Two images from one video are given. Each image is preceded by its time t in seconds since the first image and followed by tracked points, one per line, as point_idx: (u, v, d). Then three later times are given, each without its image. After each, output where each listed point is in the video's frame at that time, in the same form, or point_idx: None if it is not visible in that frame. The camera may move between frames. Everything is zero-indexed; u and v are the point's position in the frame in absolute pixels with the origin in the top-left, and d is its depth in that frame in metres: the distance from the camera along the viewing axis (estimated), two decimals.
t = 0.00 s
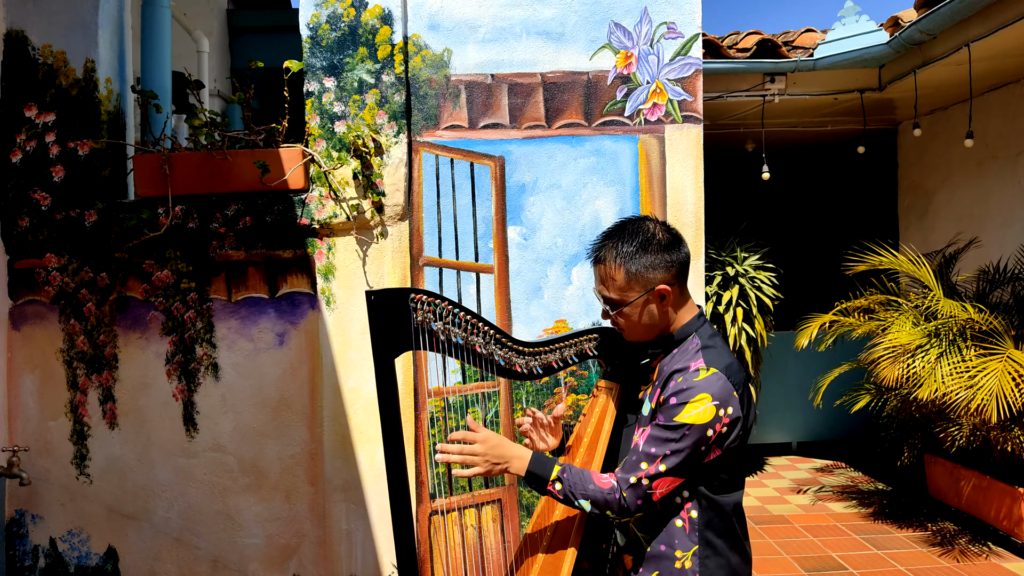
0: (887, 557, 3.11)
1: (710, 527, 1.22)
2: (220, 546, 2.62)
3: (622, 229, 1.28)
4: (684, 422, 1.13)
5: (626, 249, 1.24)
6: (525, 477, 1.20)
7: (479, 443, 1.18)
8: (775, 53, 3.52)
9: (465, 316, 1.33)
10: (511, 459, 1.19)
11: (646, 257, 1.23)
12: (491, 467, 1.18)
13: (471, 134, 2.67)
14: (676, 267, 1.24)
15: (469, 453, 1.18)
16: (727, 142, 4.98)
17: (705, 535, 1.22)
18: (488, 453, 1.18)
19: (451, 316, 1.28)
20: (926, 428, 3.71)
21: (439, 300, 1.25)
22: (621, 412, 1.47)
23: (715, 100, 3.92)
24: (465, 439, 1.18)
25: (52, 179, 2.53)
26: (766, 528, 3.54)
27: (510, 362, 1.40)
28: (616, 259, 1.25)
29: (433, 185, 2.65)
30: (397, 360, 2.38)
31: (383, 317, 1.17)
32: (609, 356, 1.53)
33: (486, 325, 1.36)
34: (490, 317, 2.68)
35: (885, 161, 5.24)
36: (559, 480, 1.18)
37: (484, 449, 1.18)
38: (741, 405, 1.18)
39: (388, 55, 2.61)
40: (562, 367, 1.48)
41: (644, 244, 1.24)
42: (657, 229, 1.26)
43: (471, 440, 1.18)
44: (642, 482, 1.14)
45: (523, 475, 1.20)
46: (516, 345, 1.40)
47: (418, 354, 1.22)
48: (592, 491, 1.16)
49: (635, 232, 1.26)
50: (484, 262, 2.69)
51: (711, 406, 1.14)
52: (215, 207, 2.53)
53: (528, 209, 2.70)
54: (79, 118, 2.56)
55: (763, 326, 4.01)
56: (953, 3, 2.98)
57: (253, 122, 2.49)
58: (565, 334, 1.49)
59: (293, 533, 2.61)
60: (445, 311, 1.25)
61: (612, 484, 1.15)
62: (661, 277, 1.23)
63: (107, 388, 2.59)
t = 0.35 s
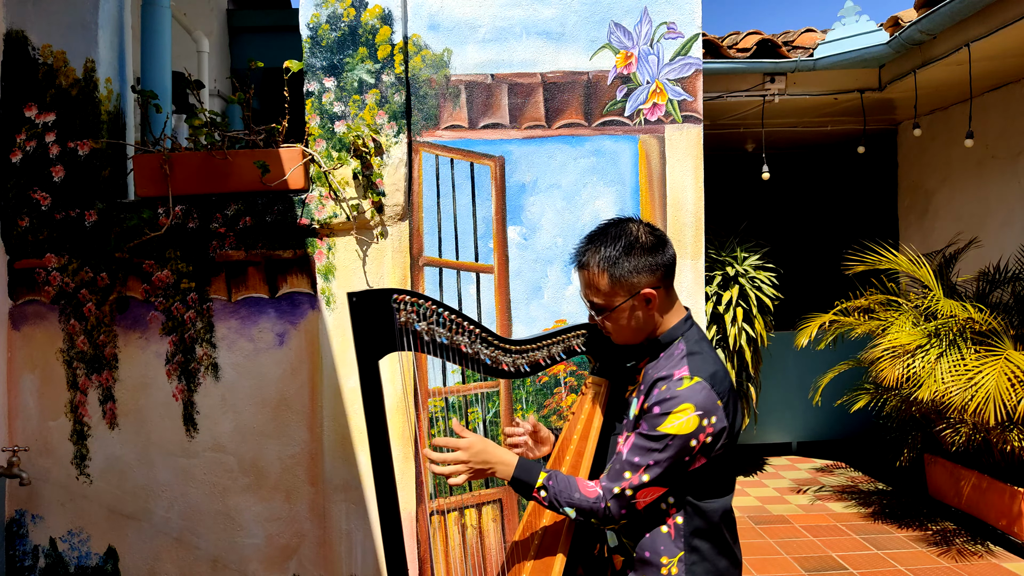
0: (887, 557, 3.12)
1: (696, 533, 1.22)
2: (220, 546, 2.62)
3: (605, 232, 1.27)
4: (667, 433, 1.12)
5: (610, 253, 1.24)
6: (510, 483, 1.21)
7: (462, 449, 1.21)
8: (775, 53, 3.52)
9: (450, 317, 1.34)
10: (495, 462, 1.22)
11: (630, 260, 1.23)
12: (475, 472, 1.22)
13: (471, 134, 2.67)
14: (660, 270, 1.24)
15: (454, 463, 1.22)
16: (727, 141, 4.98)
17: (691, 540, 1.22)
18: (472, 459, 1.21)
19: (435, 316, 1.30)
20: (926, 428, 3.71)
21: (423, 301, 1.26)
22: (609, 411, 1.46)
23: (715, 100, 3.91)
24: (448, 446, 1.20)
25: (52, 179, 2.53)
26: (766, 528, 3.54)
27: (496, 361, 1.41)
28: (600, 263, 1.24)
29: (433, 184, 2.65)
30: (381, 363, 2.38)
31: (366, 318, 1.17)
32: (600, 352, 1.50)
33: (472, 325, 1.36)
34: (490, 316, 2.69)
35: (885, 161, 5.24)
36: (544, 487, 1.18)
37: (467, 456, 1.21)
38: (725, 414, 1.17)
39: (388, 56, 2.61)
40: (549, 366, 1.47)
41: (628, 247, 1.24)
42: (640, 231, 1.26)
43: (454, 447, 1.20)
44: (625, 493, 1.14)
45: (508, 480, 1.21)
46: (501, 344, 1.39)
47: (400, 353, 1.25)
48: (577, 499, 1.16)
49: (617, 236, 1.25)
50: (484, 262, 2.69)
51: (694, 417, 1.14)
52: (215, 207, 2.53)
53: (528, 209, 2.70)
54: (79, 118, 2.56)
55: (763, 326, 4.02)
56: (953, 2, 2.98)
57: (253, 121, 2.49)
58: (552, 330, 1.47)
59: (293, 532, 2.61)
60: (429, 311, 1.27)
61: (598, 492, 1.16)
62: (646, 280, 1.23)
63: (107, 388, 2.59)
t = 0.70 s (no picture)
0: (887, 557, 3.11)
1: (695, 533, 1.21)
2: (220, 546, 2.62)
3: (607, 229, 1.27)
4: (664, 434, 1.12)
5: (611, 249, 1.24)
6: (513, 484, 1.22)
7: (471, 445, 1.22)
8: (775, 53, 3.52)
9: (446, 317, 1.33)
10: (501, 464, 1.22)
11: (632, 257, 1.22)
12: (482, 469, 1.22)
13: (471, 134, 2.67)
14: (661, 267, 1.24)
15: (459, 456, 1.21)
16: (727, 142, 4.98)
17: (690, 540, 1.21)
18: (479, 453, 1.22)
19: (431, 316, 1.29)
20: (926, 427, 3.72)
21: (419, 301, 1.26)
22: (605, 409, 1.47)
23: (715, 100, 3.91)
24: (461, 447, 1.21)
25: (52, 179, 2.53)
26: (766, 528, 3.54)
27: (494, 361, 1.40)
28: (602, 260, 1.24)
29: (433, 184, 2.65)
30: (381, 363, 2.38)
31: (363, 319, 1.17)
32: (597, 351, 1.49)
33: (469, 325, 1.35)
34: (490, 317, 2.68)
35: (885, 161, 5.24)
36: (548, 487, 1.20)
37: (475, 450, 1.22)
38: (721, 412, 1.17)
39: (388, 55, 2.61)
40: (547, 365, 1.47)
41: (629, 244, 1.23)
42: (642, 227, 1.26)
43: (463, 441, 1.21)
44: (625, 495, 1.14)
45: (513, 482, 1.22)
46: (499, 344, 1.39)
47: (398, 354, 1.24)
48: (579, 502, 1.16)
49: (620, 232, 1.25)
50: (484, 262, 2.69)
51: (691, 416, 1.13)
52: (215, 207, 2.53)
53: (528, 209, 2.70)
54: (79, 118, 2.56)
55: (763, 326, 4.02)
56: (953, 2, 2.98)
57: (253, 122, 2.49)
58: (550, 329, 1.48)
59: (293, 532, 2.61)
60: (425, 311, 1.26)
61: (599, 495, 1.16)
62: (647, 277, 1.23)
63: (107, 388, 2.59)
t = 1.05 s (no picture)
0: (887, 557, 3.11)
1: (704, 532, 1.22)
2: (220, 546, 2.62)
3: (608, 231, 1.27)
4: (675, 432, 1.12)
5: (612, 251, 1.24)
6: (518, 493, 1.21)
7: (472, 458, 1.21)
8: (775, 53, 3.52)
9: (454, 317, 1.33)
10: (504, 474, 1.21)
11: (632, 259, 1.22)
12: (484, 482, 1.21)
13: (471, 134, 2.67)
14: (663, 268, 1.23)
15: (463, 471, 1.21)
16: (727, 141, 4.98)
17: (699, 539, 1.22)
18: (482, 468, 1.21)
19: (439, 316, 1.28)
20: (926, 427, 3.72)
21: (427, 301, 1.25)
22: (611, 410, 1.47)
23: (716, 100, 3.91)
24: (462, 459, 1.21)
25: (52, 179, 2.53)
26: (766, 528, 3.54)
27: (499, 361, 1.40)
28: (603, 263, 1.24)
29: (433, 184, 2.65)
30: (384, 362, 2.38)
31: (371, 318, 1.17)
32: (602, 352, 1.50)
33: (475, 325, 1.36)
34: (490, 317, 2.68)
35: (885, 161, 5.24)
36: (553, 495, 1.19)
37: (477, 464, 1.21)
38: (731, 411, 1.17)
39: (388, 55, 2.61)
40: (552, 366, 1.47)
41: (629, 246, 1.23)
42: (643, 229, 1.26)
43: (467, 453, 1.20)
44: (635, 495, 1.13)
45: (517, 492, 1.21)
46: (505, 344, 1.39)
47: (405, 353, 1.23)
48: (587, 505, 1.16)
49: (621, 234, 1.25)
50: (484, 263, 2.69)
51: (701, 415, 1.14)
52: (215, 207, 2.53)
53: (528, 209, 2.70)
54: (79, 118, 2.56)
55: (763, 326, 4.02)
56: (953, 2, 2.98)
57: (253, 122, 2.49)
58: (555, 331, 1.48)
59: (293, 532, 2.62)
60: (433, 311, 1.26)
61: (608, 496, 1.16)
62: (649, 278, 1.22)
63: (107, 388, 2.59)
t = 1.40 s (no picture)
0: (887, 557, 3.11)
1: (710, 531, 1.22)
2: (220, 546, 2.62)
3: (617, 230, 1.27)
4: (681, 433, 1.12)
5: (622, 250, 1.24)
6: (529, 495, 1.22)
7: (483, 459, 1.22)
8: (775, 53, 3.52)
9: (460, 317, 1.33)
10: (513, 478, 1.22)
11: (641, 257, 1.22)
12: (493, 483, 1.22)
13: (471, 134, 2.67)
14: (672, 267, 1.23)
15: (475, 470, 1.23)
16: (727, 141, 4.98)
17: (705, 538, 1.21)
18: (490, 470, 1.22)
19: (447, 316, 1.28)
20: (926, 425, 3.72)
21: (437, 300, 1.25)
22: (617, 412, 1.47)
23: (716, 100, 3.91)
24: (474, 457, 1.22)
25: (52, 179, 2.53)
26: (766, 528, 3.54)
27: (506, 362, 1.40)
28: (613, 261, 1.24)
29: (433, 184, 2.65)
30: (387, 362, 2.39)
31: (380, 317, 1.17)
32: (607, 354, 1.51)
33: (483, 325, 1.35)
34: (490, 317, 2.68)
35: (885, 161, 5.24)
36: (561, 498, 1.19)
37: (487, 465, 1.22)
38: (736, 410, 1.17)
39: (388, 55, 2.60)
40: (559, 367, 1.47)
41: (639, 244, 1.23)
42: (651, 228, 1.26)
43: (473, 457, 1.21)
44: (643, 495, 1.14)
45: (528, 493, 1.22)
46: (512, 345, 1.39)
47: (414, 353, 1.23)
48: (595, 505, 1.16)
49: (631, 233, 1.25)
50: (484, 262, 2.70)
51: (707, 414, 1.13)
52: (215, 207, 2.53)
53: (528, 209, 2.70)
54: (79, 118, 2.56)
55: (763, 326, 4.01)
56: (953, 2, 2.98)
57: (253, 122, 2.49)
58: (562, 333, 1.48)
59: (293, 532, 2.62)
60: (442, 310, 1.26)
61: (616, 496, 1.16)
62: (658, 277, 1.23)
63: (107, 388, 2.59)
